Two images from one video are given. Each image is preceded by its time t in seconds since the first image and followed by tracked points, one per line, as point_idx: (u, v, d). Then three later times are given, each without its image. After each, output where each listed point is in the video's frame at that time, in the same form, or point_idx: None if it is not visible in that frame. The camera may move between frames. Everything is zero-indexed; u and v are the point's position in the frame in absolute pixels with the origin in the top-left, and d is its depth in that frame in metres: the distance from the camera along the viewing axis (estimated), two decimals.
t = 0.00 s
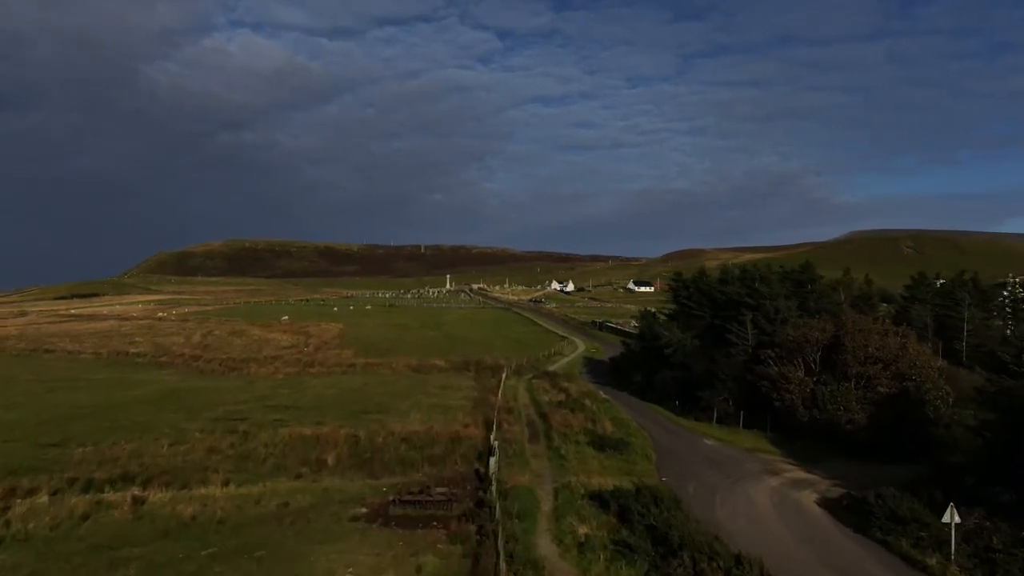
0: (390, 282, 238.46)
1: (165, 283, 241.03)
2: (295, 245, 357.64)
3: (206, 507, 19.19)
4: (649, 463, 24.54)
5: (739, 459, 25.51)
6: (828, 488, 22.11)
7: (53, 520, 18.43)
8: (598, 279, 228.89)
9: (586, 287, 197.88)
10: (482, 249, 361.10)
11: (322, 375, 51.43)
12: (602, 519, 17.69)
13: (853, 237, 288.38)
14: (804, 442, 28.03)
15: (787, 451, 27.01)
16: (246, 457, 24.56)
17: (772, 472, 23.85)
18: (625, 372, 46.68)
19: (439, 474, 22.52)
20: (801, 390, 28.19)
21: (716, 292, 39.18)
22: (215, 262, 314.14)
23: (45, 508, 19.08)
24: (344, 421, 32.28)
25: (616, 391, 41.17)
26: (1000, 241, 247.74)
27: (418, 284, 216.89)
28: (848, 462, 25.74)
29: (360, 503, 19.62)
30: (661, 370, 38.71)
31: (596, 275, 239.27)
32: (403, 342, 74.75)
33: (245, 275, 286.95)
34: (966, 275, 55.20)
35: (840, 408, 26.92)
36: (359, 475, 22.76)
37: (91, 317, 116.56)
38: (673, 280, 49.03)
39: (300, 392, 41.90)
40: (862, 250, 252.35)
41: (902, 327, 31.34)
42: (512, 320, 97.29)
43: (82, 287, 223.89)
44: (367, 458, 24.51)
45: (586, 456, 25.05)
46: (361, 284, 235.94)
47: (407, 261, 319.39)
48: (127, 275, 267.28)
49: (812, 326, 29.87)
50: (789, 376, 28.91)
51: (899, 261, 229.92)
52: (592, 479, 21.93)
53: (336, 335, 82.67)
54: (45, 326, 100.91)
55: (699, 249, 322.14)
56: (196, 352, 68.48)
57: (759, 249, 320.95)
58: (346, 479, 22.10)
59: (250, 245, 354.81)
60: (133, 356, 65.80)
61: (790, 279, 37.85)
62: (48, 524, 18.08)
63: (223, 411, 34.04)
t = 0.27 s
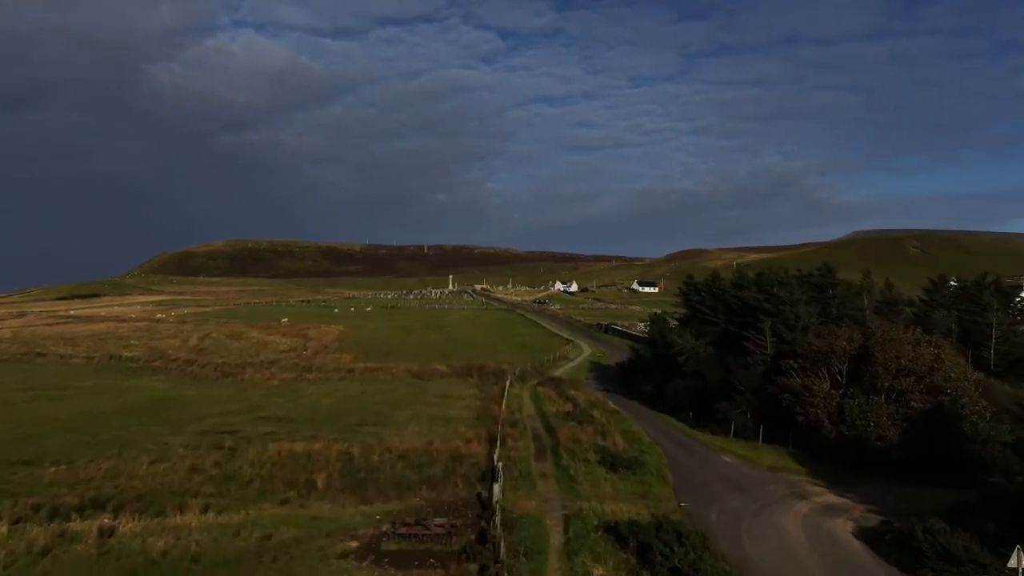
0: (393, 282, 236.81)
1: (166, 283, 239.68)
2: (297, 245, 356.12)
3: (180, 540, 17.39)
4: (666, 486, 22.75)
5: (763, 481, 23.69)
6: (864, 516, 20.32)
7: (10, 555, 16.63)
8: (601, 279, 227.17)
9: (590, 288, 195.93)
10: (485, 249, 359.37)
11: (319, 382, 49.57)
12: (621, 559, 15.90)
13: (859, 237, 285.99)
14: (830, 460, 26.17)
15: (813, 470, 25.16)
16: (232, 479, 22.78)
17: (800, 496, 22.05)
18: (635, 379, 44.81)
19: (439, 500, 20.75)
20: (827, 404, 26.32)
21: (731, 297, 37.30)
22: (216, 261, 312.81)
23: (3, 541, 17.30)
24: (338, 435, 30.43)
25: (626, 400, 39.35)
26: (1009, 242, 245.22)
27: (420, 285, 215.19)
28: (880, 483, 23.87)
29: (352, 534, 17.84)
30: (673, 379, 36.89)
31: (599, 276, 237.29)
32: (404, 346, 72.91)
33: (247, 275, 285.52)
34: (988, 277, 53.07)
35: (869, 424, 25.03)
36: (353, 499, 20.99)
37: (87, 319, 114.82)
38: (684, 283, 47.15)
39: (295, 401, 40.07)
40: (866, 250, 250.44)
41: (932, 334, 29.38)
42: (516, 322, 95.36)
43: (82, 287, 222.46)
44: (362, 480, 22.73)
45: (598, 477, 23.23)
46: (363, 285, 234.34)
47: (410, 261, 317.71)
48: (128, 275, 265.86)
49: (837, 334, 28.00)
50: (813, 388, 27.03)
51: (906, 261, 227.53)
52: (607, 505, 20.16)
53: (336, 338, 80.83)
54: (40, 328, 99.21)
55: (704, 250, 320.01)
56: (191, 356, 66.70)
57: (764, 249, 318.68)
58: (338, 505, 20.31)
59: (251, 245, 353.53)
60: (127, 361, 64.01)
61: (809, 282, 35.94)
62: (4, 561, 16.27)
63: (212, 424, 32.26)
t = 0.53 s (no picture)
0: (392, 282, 235.07)
1: (164, 284, 237.98)
2: (297, 245, 354.33)
3: None
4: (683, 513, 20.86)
5: (787, 506, 21.79)
6: (903, 549, 18.41)
7: None
8: (602, 279, 225.59)
9: (591, 288, 194.09)
10: (485, 249, 357.77)
11: (313, 390, 47.69)
12: None
13: (861, 237, 284.15)
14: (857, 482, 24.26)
15: (840, 494, 23.27)
16: (208, 505, 20.88)
17: (830, 524, 20.15)
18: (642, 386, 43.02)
19: (434, 531, 18.86)
20: (853, 421, 24.41)
21: (743, 302, 35.46)
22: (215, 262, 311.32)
23: None
24: (329, 451, 28.56)
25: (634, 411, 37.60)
26: (1012, 242, 243.43)
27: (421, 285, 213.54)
28: (914, 509, 21.95)
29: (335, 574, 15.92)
30: (683, 390, 35.11)
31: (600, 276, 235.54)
32: (402, 350, 71.01)
33: (245, 275, 283.83)
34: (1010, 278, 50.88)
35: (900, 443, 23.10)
36: (339, 529, 19.10)
37: (81, 320, 112.93)
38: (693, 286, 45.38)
39: (286, 411, 38.20)
40: (868, 250, 248.96)
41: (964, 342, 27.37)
42: (516, 325, 93.51)
43: (79, 287, 220.79)
44: (350, 506, 20.84)
45: (608, 504, 21.35)
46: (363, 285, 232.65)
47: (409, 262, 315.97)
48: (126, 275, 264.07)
49: (862, 345, 26.11)
50: (838, 403, 25.12)
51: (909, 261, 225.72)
52: (619, 537, 18.26)
53: (333, 341, 78.98)
54: (32, 331, 97.38)
55: (705, 250, 318.28)
56: (183, 361, 64.88)
57: (765, 250, 316.85)
58: (322, 537, 18.43)
59: (250, 245, 352.02)
60: (116, 366, 62.18)
61: (828, 286, 33.98)
62: None
63: (194, 438, 30.33)
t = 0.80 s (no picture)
0: (393, 283, 233.48)
1: (164, 284, 236.57)
2: (297, 245, 352.72)
3: None
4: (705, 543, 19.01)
5: (818, 534, 19.92)
6: None
7: None
8: (604, 279, 223.91)
9: (593, 289, 192.21)
10: (487, 249, 356.07)
11: (308, 396, 45.86)
12: None
13: (864, 237, 282.22)
14: (890, 503, 22.36)
15: (872, 517, 21.39)
16: (183, 532, 19.06)
17: (868, 555, 18.30)
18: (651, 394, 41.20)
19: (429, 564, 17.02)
20: (885, 436, 22.50)
21: (760, 307, 33.57)
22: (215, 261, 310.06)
23: None
24: (320, 466, 26.74)
25: (643, 421, 35.75)
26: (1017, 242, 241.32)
27: (423, 286, 212.01)
28: (956, 535, 20.03)
29: None
30: (696, 399, 33.27)
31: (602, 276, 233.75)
32: (401, 353, 69.19)
33: (245, 275, 282.26)
34: None
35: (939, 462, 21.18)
36: (325, 562, 17.26)
37: (76, 321, 111.15)
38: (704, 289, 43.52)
39: (278, 420, 36.34)
40: (871, 250, 247.32)
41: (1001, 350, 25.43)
42: (519, 327, 91.66)
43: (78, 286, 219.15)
44: (339, 533, 19.00)
45: (622, 531, 19.48)
46: (364, 285, 231.06)
47: (410, 262, 314.19)
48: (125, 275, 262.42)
49: (893, 354, 24.21)
50: (868, 417, 23.21)
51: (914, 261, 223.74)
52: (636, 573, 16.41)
53: (331, 344, 77.11)
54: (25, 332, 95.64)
55: (707, 250, 316.47)
56: (176, 364, 63.07)
57: (768, 250, 314.90)
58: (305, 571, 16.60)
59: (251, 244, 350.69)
60: (107, 370, 60.39)
61: (850, 289, 32.08)
62: None
63: (177, 452, 28.48)
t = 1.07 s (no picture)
0: (398, 283, 231.91)
1: (169, 284, 235.59)
2: (302, 245, 351.52)
3: None
4: None
5: (859, 564, 18.04)
6: None
7: None
8: (610, 279, 221.97)
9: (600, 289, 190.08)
10: (493, 249, 354.19)
11: (306, 402, 44.02)
12: None
13: (874, 237, 279.27)
14: (936, 529, 20.40)
15: (918, 546, 19.42)
16: (155, 563, 17.28)
17: None
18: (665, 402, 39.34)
19: None
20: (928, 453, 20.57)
21: (783, 311, 31.68)
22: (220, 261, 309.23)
23: None
24: (313, 482, 24.92)
25: (658, 430, 33.91)
26: None
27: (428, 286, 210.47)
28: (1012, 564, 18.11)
29: None
30: (715, 407, 31.42)
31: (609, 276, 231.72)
32: (405, 356, 67.30)
33: (250, 275, 281.20)
34: None
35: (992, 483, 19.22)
36: None
37: (76, 322, 109.72)
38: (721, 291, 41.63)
39: (272, 429, 34.51)
40: (880, 250, 244.82)
41: None
42: (525, 329, 89.68)
43: (83, 286, 218.54)
44: (328, 564, 17.17)
45: (642, 562, 17.56)
46: (369, 285, 229.69)
47: (416, 262, 312.51)
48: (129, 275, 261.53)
49: (933, 362, 22.28)
50: (908, 432, 21.30)
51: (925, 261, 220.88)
52: None
53: (333, 346, 75.29)
54: (24, 334, 94.19)
55: (715, 250, 313.87)
56: (174, 367, 61.35)
57: (776, 249, 312.23)
58: None
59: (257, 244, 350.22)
60: (102, 373, 58.72)
61: (879, 291, 30.17)
62: None
63: (160, 466, 26.71)
